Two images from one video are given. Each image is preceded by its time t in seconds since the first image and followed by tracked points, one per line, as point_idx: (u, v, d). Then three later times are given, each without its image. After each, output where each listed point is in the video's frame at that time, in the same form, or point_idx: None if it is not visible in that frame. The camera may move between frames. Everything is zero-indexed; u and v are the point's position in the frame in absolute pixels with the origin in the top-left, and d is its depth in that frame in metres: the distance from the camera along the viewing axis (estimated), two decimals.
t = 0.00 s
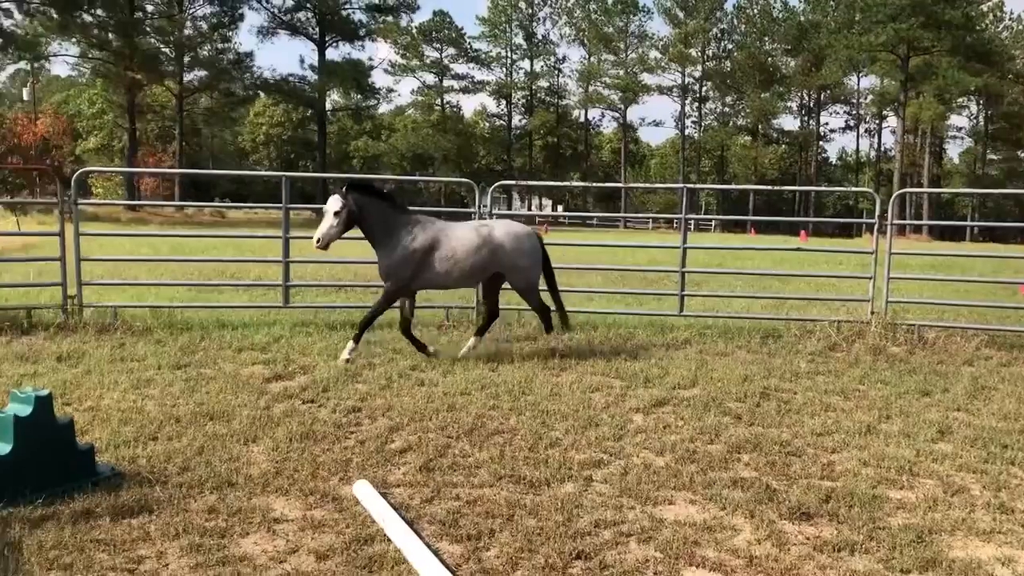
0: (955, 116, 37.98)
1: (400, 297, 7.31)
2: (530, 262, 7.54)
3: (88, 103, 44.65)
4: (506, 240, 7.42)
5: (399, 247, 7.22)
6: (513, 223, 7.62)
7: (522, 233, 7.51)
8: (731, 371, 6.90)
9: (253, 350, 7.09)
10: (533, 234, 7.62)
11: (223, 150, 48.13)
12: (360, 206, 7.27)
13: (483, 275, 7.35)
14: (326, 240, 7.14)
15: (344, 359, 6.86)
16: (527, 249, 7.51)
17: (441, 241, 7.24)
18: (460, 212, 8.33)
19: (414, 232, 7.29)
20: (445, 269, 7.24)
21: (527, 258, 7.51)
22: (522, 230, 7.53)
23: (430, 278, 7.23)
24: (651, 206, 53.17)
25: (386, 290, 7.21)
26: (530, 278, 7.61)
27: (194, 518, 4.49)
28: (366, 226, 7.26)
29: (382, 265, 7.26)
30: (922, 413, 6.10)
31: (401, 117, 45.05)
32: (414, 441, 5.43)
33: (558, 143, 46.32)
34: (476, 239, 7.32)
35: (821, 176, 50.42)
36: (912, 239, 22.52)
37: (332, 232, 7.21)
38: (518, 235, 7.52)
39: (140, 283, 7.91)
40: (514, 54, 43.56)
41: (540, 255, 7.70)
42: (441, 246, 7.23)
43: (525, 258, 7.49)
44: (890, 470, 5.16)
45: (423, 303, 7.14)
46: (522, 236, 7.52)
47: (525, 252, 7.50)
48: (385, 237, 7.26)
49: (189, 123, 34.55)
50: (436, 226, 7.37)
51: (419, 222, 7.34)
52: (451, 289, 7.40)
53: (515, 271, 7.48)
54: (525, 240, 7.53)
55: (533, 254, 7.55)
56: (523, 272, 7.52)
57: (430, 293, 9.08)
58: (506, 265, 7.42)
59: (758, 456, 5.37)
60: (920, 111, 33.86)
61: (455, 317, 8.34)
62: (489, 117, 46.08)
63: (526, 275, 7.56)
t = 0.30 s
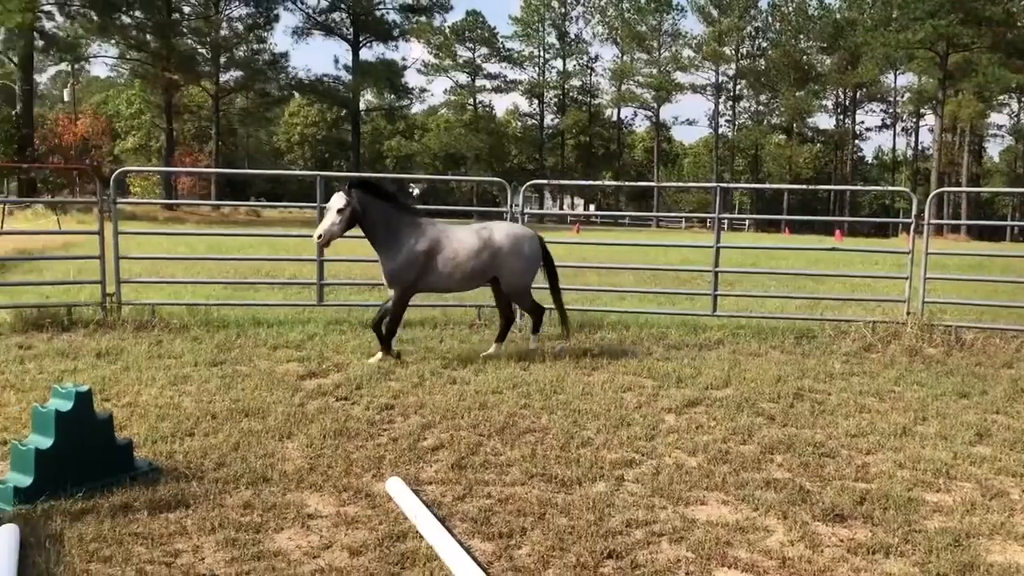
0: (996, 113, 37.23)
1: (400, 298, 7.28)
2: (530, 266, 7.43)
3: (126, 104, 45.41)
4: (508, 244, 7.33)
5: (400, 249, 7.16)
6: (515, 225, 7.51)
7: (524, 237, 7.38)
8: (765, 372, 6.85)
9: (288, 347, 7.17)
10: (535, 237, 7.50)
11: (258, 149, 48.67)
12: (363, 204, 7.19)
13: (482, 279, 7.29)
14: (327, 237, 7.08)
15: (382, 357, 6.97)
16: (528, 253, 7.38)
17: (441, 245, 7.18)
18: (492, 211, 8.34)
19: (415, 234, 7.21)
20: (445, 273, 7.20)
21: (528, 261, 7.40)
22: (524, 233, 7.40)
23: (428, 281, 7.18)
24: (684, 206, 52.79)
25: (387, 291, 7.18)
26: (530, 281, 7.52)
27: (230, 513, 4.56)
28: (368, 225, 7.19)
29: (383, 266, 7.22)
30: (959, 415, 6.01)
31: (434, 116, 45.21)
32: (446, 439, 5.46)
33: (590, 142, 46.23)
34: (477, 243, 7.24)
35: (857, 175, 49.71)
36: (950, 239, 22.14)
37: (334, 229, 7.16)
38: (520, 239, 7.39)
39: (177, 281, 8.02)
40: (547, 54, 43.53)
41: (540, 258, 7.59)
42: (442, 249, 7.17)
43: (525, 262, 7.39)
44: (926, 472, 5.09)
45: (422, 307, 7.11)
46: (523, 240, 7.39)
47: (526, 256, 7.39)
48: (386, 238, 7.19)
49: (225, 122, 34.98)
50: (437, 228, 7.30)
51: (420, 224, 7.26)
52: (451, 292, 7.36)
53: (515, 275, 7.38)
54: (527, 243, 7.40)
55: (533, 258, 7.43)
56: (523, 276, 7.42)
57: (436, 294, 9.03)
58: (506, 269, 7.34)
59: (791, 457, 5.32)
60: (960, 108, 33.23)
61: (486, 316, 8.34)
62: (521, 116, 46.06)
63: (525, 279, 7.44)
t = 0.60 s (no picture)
0: None
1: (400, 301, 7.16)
2: (530, 271, 7.36)
3: (163, 104, 46.10)
4: (510, 248, 7.25)
5: (402, 252, 7.01)
6: (516, 228, 7.42)
7: (525, 241, 7.31)
8: (799, 373, 6.78)
9: (322, 346, 7.22)
10: (536, 242, 7.43)
11: (292, 149, 49.10)
12: (365, 204, 7.01)
13: (484, 283, 7.21)
14: (328, 236, 6.84)
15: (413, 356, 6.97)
16: (529, 258, 7.31)
17: (444, 248, 7.06)
18: (525, 211, 8.34)
19: (418, 236, 7.07)
20: (446, 277, 7.10)
21: (529, 267, 7.33)
22: (526, 237, 7.33)
23: (430, 284, 7.06)
24: (718, 205, 52.34)
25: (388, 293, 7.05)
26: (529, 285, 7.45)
27: (264, 510, 4.62)
28: (370, 226, 7.01)
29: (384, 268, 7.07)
30: (999, 419, 5.90)
31: (466, 116, 45.32)
32: (477, 438, 5.46)
33: (622, 142, 46.04)
34: (480, 247, 7.15)
35: (894, 174, 48.94)
36: (989, 240, 21.74)
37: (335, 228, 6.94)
38: (521, 243, 7.32)
39: (213, 280, 8.12)
40: (579, 53, 43.40)
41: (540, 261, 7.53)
42: (445, 253, 7.06)
43: (526, 267, 7.32)
44: (964, 476, 5.01)
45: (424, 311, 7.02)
46: (525, 244, 7.32)
47: (526, 261, 7.31)
48: (388, 240, 7.02)
49: (259, 122, 35.34)
50: (439, 230, 7.19)
51: (423, 226, 7.12)
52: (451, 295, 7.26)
53: (516, 280, 7.31)
54: (528, 248, 7.32)
55: (533, 263, 7.36)
56: (524, 280, 7.35)
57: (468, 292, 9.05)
58: (506, 273, 7.26)
59: (825, 459, 5.27)
60: (1000, 106, 32.58)
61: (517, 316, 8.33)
62: (553, 116, 45.97)
63: (524, 283, 7.37)
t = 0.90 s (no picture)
0: None
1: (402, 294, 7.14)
2: (533, 261, 7.34)
3: (214, 104, 46.95)
4: (513, 238, 7.25)
5: (403, 244, 7.01)
6: (518, 220, 7.43)
7: (527, 232, 7.31)
8: (850, 374, 6.67)
9: (370, 342, 7.30)
10: (538, 233, 7.43)
11: (339, 148, 49.65)
12: (365, 198, 7.05)
13: (486, 274, 7.19)
14: (330, 230, 6.88)
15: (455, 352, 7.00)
16: (530, 249, 7.30)
17: (445, 240, 7.06)
18: (571, 208, 8.32)
19: (419, 228, 7.08)
20: (448, 269, 7.09)
21: (530, 258, 7.32)
22: (527, 228, 7.33)
23: (432, 275, 7.05)
24: (768, 204, 51.57)
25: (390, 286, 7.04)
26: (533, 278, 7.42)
27: (314, 503, 4.69)
28: (370, 219, 7.04)
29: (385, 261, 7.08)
30: None
31: (512, 115, 45.37)
32: (524, 436, 5.48)
33: (669, 139, 45.69)
34: (482, 238, 7.15)
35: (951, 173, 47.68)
36: None
37: (336, 222, 6.97)
38: (523, 234, 7.32)
39: (263, 277, 8.25)
40: (627, 51, 43.16)
41: (544, 253, 7.52)
42: (446, 244, 7.06)
43: (528, 258, 7.31)
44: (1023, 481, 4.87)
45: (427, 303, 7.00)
46: (526, 235, 7.32)
47: (529, 252, 7.31)
48: (389, 232, 7.03)
49: (309, 122, 35.80)
50: (441, 221, 7.19)
51: (424, 218, 7.13)
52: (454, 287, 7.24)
53: (517, 271, 7.29)
54: (530, 239, 7.33)
55: (536, 254, 7.36)
56: (526, 272, 7.34)
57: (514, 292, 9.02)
58: (508, 264, 7.26)
59: (877, 461, 5.17)
60: None
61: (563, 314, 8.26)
62: (600, 114, 45.71)
63: (527, 275, 7.36)
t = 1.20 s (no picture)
0: None
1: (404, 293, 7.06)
2: (536, 257, 7.32)
3: (250, 104, 47.45)
4: (515, 235, 7.23)
5: (405, 241, 6.93)
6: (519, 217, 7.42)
7: (529, 228, 7.30)
8: (887, 375, 6.57)
9: (404, 340, 7.34)
10: (540, 229, 7.43)
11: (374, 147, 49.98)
12: (366, 196, 6.98)
13: (489, 271, 7.14)
14: (330, 228, 6.78)
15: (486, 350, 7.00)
16: (533, 244, 7.28)
17: (449, 236, 7.00)
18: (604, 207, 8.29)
19: (421, 225, 7.02)
20: (451, 265, 7.01)
21: (533, 253, 7.30)
22: (530, 224, 7.32)
23: (435, 273, 6.98)
24: (803, 202, 51.01)
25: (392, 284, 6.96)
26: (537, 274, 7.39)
27: (348, 499, 4.72)
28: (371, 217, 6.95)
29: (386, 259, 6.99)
30: None
31: (545, 113, 45.31)
32: (556, 434, 5.47)
33: (704, 137, 45.07)
34: (485, 234, 7.10)
35: (992, 170, 46.76)
36: None
37: (337, 221, 6.88)
38: (526, 230, 7.30)
39: (297, 274, 8.31)
40: (660, 48, 42.95)
41: (546, 250, 7.52)
42: (449, 241, 7.00)
43: (531, 254, 7.29)
44: None
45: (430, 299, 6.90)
46: (529, 230, 7.30)
47: (532, 247, 7.29)
48: (391, 230, 6.96)
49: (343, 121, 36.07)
50: (442, 218, 7.14)
51: (425, 216, 7.08)
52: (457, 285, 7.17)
53: (520, 267, 7.27)
54: (532, 235, 7.31)
55: (539, 250, 7.34)
56: (528, 268, 7.31)
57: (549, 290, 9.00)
58: (511, 261, 7.23)
59: (915, 464, 5.10)
60: None
61: (597, 313, 8.20)
62: (634, 112, 45.51)
63: (530, 271, 7.33)
